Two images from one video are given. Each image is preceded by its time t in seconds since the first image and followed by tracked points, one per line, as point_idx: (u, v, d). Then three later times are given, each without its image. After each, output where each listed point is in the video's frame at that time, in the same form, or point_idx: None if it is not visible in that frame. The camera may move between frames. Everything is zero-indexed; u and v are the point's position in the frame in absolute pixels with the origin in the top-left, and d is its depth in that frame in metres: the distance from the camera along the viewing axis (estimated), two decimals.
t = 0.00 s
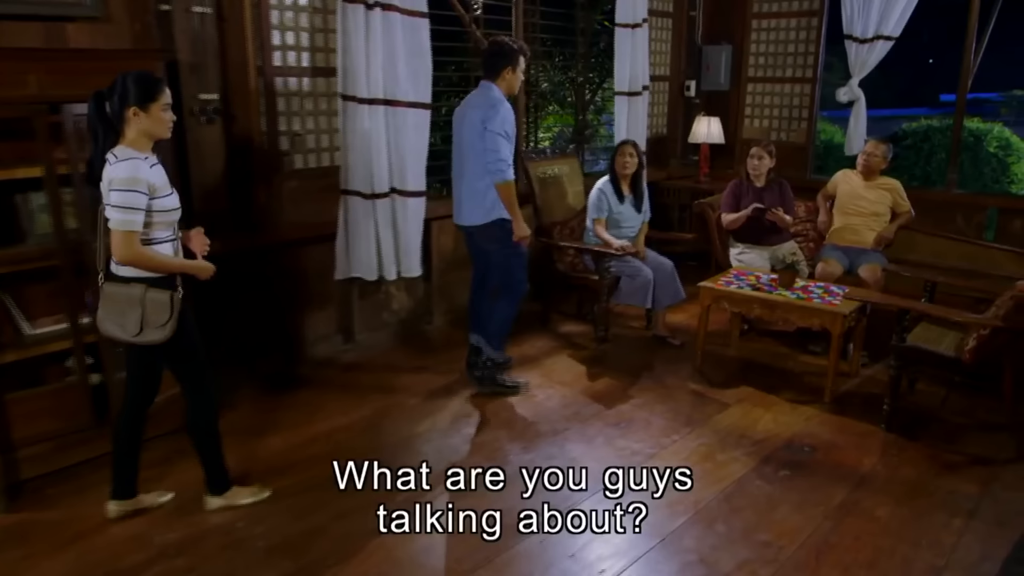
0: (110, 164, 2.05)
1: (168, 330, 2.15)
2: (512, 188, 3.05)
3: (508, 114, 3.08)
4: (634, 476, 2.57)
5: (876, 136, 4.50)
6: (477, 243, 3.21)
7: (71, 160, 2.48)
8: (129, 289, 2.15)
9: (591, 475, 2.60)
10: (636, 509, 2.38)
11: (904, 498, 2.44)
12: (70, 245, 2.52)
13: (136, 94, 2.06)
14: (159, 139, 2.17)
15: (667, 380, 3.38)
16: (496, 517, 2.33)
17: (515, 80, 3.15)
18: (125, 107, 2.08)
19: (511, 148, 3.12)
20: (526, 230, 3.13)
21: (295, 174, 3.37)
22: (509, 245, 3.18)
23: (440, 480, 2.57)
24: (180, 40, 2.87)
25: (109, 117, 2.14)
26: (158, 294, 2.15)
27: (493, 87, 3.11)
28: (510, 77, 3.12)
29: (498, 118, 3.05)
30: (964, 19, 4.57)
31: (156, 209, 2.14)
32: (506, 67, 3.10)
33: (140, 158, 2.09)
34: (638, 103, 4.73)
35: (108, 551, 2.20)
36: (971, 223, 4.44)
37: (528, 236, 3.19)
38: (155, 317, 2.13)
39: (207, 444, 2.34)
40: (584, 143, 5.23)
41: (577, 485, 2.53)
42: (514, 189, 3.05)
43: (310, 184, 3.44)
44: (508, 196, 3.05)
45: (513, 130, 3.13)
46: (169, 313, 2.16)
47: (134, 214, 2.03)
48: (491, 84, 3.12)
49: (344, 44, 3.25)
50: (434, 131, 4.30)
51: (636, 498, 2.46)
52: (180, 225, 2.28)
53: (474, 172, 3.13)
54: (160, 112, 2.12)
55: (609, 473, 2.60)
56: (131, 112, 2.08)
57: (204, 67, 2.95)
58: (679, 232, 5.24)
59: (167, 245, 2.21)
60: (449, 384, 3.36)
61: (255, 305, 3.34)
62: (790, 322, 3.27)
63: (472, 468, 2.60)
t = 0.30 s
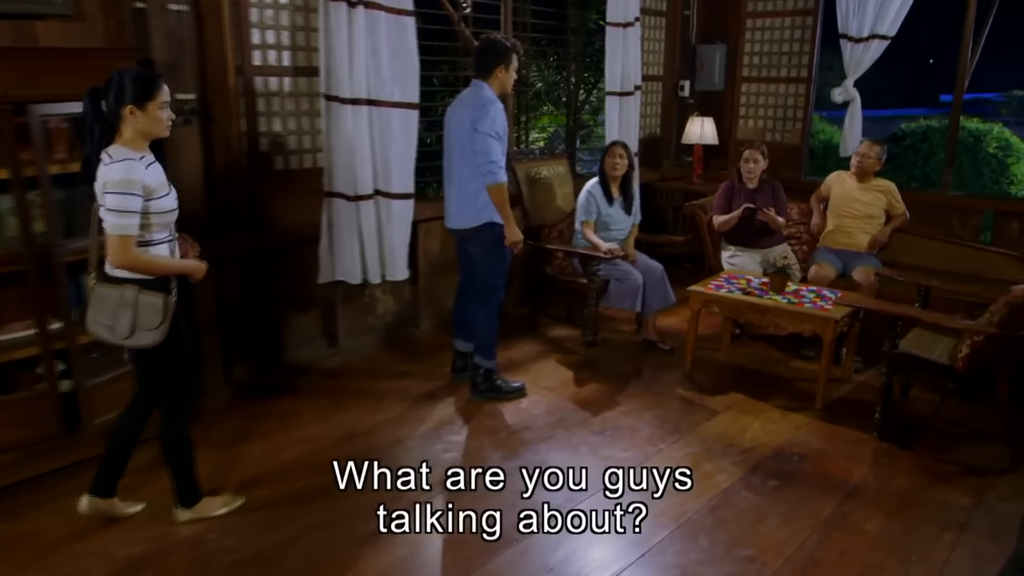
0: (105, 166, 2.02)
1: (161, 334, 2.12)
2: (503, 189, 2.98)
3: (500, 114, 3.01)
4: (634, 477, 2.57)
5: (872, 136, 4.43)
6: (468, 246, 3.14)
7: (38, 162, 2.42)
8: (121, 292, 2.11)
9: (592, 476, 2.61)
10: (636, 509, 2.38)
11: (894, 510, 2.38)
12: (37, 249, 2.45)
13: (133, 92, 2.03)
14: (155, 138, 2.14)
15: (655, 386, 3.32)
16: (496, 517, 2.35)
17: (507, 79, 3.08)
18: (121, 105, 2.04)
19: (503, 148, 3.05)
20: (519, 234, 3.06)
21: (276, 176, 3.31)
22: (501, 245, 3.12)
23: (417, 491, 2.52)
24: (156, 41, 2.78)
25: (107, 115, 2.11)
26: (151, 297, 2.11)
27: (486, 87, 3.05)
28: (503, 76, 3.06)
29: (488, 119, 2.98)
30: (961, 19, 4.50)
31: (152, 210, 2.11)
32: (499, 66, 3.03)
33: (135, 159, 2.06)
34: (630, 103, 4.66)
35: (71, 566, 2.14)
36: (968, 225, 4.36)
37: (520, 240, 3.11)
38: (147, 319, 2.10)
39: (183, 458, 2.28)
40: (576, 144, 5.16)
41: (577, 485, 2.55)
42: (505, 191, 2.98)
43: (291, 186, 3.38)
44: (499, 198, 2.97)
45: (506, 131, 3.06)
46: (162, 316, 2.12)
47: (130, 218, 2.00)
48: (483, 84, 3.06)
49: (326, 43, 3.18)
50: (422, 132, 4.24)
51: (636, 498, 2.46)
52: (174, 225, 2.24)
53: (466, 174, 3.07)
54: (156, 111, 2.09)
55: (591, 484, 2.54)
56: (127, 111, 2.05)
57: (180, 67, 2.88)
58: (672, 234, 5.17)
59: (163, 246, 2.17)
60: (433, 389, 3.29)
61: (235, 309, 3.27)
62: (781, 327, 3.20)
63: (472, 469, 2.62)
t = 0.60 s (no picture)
0: (91, 167, 1.93)
1: (131, 344, 2.04)
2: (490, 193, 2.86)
3: (486, 115, 2.89)
4: (634, 476, 2.57)
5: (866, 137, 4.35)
6: (453, 252, 3.03)
7: None
8: (95, 297, 2.05)
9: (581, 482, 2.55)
10: (636, 509, 2.37)
11: (883, 524, 2.30)
12: None
13: (124, 96, 1.95)
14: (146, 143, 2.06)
15: (643, 393, 3.24)
16: (496, 517, 2.34)
17: (494, 78, 2.97)
18: (112, 108, 1.96)
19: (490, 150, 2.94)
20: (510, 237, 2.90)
21: (253, 178, 3.24)
22: (488, 249, 3.00)
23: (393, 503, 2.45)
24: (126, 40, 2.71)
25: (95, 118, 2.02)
26: (126, 304, 2.04)
27: (472, 86, 2.94)
28: (489, 75, 2.94)
29: (474, 120, 2.86)
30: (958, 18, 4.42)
31: (137, 216, 2.02)
32: (485, 65, 2.92)
33: (123, 163, 1.96)
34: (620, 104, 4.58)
35: None
36: (964, 227, 4.28)
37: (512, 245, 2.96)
38: (119, 327, 2.03)
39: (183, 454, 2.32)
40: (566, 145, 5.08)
41: (561, 493, 2.50)
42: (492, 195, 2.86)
43: (269, 188, 3.30)
44: (486, 202, 2.86)
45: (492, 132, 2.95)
46: (135, 325, 2.04)
47: (110, 224, 1.90)
48: (468, 83, 2.94)
49: (305, 42, 3.10)
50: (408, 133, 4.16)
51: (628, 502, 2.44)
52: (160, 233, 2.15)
53: (451, 177, 2.96)
54: (149, 115, 2.01)
55: (572, 496, 2.47)
56: (118, 115, 1.97)
57: (152, 66, 2.80)
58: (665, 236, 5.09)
59: (145, 253, 2.08)
60: (415, 396, 3.21)
61: (211, 314, 3.20)
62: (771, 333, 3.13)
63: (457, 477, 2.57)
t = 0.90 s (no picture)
0: (86, 170, 1.89)
1: (111, 352, 1.98)
2: (475, 197, 2.73)
3: (471, 116, 2.75)
4: (628, 480, 2.53)
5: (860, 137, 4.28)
6: (435, 255, 2.91)
7: None
8: (82, 301, 2.00)
9: (557, 496, 2.47)
10: (627, 518, 2.33)
11: (873, 537, 2.23)
12: None
13: (127, 101, 1.94)
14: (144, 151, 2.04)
15: (630, 400, 3.17)
16: (489, 522, 2.31)
17: (480, 77, 2.82)
18: (114, 115, 1.94)
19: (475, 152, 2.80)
20: (492, 241, 2.82)
21: (233, 180, 3.16)
22: (472, 253, 2.88)
23: (368, 515, 2.37)
24: (97, 39, 2.64)
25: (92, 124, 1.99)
26: (110, 311, 1.97)
27: (457, 87, 2.79)
28: (475, 74, 2.79)
29: (459, 122, 2.72)
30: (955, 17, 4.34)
31: (128, 222, 1.98)
32: (470, 64, 2.76)
33: (117, 168, 1.93)
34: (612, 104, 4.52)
35: None
36: (961, 229, 4.21)
37: (494, 249, 2.86)
38: (100, 334, 1.97)
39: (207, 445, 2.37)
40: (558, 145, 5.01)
41: (550, 497, 2.46)
42: (476, 199, 2.74)
43: (249, 191, 3.22)
44: (470, 207, 2.74)
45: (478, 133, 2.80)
46: (118, 332, 1.98)
47: (99, 229, 1.86)
48: (453, 82, 2.79)
49: (285, 41, 3.03)
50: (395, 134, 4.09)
51: (617, 508, 2.40)
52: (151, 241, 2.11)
53: (434, 179, 2.82)
54: (151, 122, 1.99)
55: (553, 508, 2.40)
56: (120, 121, 1.95)
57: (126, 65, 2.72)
58: (658, 238, 5.02)
59: (133, 258, 2.04)
60: (397, 403, 3.15)
61: (189, 319, 3.13)
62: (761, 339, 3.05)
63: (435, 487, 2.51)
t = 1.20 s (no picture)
0: (107, 171, 1.88)
1: (133, 349, 2.00)
2: (459, 199, 2.65)
3: (454, 116, 2.67)
4: (612, 490, 2.47)
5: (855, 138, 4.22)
6: (418, 259, 2.83)
7: None
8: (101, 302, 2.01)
9: (539, 506, 2.41)
10: (612, 528, 2.28)
11: (863, 551, 2.17)
12: None
13: (146, 103, 1.93)
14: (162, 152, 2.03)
15: (617, 406, 3.11)
16: (467, 534, 2.25)
17: (463, 76, 2.75)
18: (133, 116, 1.93)
19: (458, 153, 2.72)
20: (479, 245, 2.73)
21: (213, 182, 3.10)
22: (456, 257, 2.80)
23: (344, 527, 2.31)
24: (70, 37, 2.56)
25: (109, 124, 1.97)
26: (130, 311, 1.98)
27: (440, 86, 2.71)
28: (458, 73, 2.72)
29: (441, 121, 2.64)
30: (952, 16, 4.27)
31: (149, 221, 1.97)
32: (453, 63, 2.70)
33: (138, 168, 1.92)
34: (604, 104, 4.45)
35: None
36: (958, 232, 4.14)
37: (480, 253, 2.77)
38: (124, 330, 1.98)
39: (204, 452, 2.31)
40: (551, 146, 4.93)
41: (532, 508, 2.40)
42: (461, 201, 2.65)
43: (230, 193, 3.16)
44: (455, 209, 2.65)
45: (461, 133, 2.73)
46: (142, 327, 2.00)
47: (122, 228, 1.84)
48: (435, 82, 2.72)
49: (265, 40, 2.97)
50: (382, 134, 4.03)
51: (600, 519, 2.33)
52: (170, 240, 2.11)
53: (418, 181, 2.74)
54: (169, 123, 1.98)
55: (534, 519, 2.33)
56: (139, 122, 1.94)
57: (99, 64, 2.65)
58: (651, 239, 4.96)
59: (153, 258, 2.03)
60: (380, 409, 3.09)
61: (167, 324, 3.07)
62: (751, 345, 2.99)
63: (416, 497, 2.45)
